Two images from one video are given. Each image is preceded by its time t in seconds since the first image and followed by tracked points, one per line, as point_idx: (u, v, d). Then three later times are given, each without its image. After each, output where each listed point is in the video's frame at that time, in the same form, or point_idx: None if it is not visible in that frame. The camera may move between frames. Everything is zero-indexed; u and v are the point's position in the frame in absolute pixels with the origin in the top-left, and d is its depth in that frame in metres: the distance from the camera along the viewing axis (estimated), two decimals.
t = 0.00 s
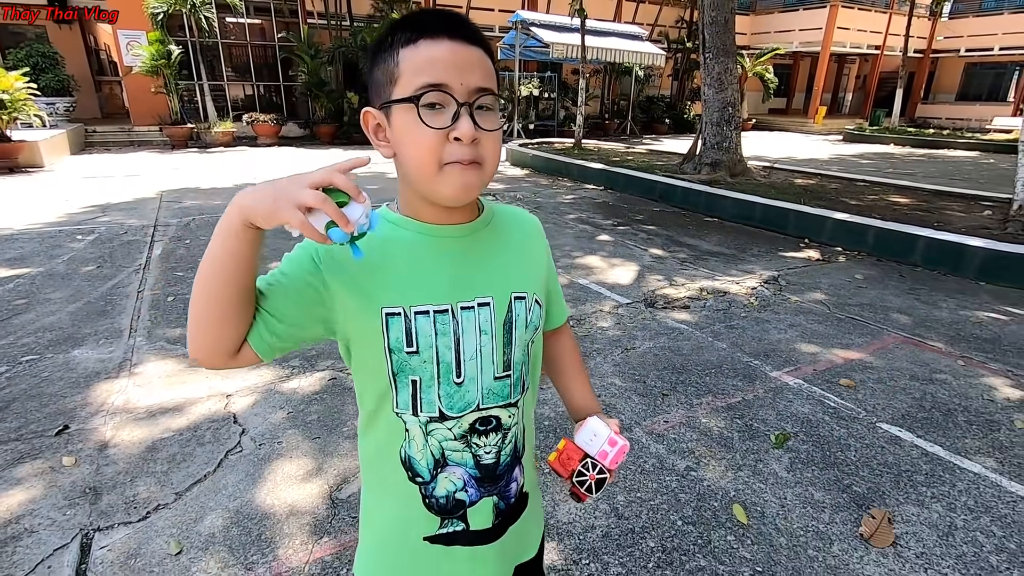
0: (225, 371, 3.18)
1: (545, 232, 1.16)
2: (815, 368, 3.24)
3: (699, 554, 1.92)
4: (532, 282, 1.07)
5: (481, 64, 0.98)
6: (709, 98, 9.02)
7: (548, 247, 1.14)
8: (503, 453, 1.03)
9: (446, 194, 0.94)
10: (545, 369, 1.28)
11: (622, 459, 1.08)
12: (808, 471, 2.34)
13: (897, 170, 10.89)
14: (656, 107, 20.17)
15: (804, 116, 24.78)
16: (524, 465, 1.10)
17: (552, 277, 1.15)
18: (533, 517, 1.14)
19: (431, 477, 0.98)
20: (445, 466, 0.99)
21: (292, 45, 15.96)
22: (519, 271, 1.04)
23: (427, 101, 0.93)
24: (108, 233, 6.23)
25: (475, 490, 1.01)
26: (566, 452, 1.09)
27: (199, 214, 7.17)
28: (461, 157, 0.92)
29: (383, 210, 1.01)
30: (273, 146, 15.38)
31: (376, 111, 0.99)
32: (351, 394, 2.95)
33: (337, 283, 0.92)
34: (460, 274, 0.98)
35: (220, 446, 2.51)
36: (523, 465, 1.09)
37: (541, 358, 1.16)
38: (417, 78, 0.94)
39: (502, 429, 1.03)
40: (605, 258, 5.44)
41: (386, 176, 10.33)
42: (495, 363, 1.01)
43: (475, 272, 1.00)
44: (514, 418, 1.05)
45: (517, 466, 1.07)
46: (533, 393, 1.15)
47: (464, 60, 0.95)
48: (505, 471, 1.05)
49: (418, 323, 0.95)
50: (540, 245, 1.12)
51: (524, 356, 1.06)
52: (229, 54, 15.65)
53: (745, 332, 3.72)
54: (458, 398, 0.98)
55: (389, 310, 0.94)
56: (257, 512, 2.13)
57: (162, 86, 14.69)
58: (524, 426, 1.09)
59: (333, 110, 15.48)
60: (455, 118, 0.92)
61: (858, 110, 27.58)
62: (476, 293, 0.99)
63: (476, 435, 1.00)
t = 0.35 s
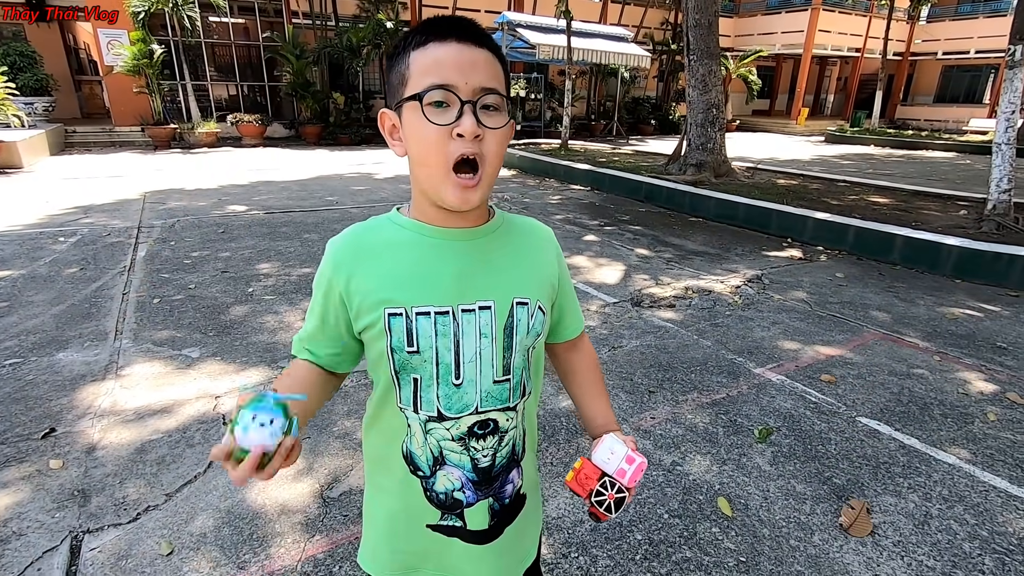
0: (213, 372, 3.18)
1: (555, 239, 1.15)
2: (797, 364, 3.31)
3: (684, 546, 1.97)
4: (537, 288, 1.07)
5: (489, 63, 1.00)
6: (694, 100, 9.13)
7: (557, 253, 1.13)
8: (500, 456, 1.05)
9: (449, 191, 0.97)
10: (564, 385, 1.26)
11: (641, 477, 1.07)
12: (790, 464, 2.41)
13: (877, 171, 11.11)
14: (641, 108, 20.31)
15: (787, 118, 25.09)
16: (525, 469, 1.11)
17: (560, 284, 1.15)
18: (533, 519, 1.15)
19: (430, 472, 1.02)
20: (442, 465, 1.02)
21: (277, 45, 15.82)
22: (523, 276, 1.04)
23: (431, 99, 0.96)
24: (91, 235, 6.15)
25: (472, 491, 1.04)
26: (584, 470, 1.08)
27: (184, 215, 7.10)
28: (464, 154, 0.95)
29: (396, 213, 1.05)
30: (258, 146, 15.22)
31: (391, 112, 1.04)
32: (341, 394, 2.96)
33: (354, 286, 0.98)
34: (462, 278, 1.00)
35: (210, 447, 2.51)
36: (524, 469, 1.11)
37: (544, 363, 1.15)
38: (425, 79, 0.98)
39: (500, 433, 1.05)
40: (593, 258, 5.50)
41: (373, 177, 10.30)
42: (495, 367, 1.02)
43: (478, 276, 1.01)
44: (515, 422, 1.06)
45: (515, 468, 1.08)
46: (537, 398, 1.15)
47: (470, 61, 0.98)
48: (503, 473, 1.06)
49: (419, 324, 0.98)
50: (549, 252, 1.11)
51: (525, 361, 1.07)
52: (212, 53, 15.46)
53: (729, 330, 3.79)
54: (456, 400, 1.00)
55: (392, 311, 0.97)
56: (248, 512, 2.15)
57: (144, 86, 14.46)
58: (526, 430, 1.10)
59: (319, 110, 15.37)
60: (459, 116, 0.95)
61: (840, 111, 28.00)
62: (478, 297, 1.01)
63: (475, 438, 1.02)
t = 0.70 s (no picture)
0: (202, 377, 3.13)
1: (548, 249, 1.13)
2: (788, 366, 3.33)
3: (678, 550, 1.97)
4: (527, 300, 1.05)
5: (481, 70, 0.98)
6: (684, 103, 9.17)
7: (549, 265, 1.12)
8: (488, 470, 1.04)
9: (438, 201, 0.96)
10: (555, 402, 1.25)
11: (628, 493, 1.04)
12: (782, 467, 2.41)
13: (865, 174, 11.23)
14: (632, 111, 20.39)
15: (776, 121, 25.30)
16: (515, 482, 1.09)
17: (553, 296, 1.14)
18: (523, 531, 1.14)
19: (417, 485, 1.01)
20: (429, 478, 1.00)
21: (266, 45, 15.71)
22: (512, 288, 1.03)
23: (421, 106, 0.95)
24: (76, 237, 6.05)
25: (459, 505, 1.02)
26: (569, 486, 1.06)
27: (172, 217, 7.01)
28: (452, 164, 0.95)
29: (385, 222, 1.04)
30: (248, 147, 15.08)
31: (381, 117, 1.03)
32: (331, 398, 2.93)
33: (341, 295, 0.96)
34: (450, 289, 0.99)
35: (197, 453, 2.47)
36: (514, 482, 1.09)
37: (535, 375, 1.14)
38: (415, 87, 0.96)
39: (488, 447, 1.03)
40: (584, 261, 5.50)
41: (364, 179, 10.25)
42: (483, 380, 1.01)
43: (466, 288, 1.00)
44: (504, 435, 1.05)
45: (504, 482, 1.07)
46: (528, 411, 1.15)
47: (462, 68, 0.96)
48: (491, 487, 1.05)
49: (405, 335, 0.97)
50: (543, 264, 1.10)
51: (514, 374, 1.05)
52: (201, 54, 15.30)
53: (721, 332, 3.80)
54: (442, 413, 0.99)
55: (378, 322, 0.96)
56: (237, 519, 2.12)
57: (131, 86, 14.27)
58: (516, 443, 1.08)
59: (309, 112, 15.28)
60: (448, 125, 0.94)
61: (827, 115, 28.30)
62: (466, 309, 0.99)
63: (461, 452, 1.01)
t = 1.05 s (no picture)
0: (193, 379, 3.09)
1: (541, 255, 1.11)
2: (783, 369, 3.32)
3: (674, 555, 1.95)
4: (521, 307, 1.02)
5: (472, 70, 0.95)
6: (679, 104, 9.19)
7: (543, 271, 1.09)
8: (480, 480, 1.01)
9: (425, 205, 0.94)
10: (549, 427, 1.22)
11: (628, 536, 1.01)
12: (779, 470, 2.40)
13: (858, 176, 11.28)
14: (627, 112, 20.41)
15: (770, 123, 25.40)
16: (508, 493, 1.07)
17: (547, 300, 1.11)
18: (518, 542, 1.11)
19: (408, 496, 0.98)
20: (420, 489, 0.98)
21: (260, 44, 15.63)
22: (505, 295, 1.01)
23: (409, 106, 0.93)
24: (66, 236, 5.98)
25: (451, 518, 1.00)
26: (568, 538, 1.05)
27: (164, 217, 6.94)
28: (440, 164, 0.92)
29: (373, 227, 1.01)
30: (241, 147, 14.97)
31: (370, 117, 1.00)
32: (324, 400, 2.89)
33: (328, 302, 0.93)
34: (442, 295, 0.96)
35: (187, 457, 2.44)
36: (507, 493, 1.07)
37: (528, 383, 1.12)
38: (403, 88, 0.94)
39: (480, 456, 1.01)
40: (579, 262, 5.48)
41: (358, 179, 10.20)
42: (475, 389, 0.99)
43: (457, 295, 0.97)
44: (496, 444, 1.03)
45: (498, 492, 1.05)
46: (522, 424, 1.12)
47: (451, 68, 0.93)
48: (484, 497, 1.03)
49: (394, 343, 0.94)
50: (536, 269, 1.08)
51: (506, 381, 1.03)
52: (194, 52, 15.19)
53: (716, 334, 3.78)
54: (433, 423, 0.97)
55: (367, 331, 0.93)
56: (227, 524, 2.09)
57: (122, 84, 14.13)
58: (509, 453, 1.06)
59: (303, 111, 15.19)
60: (437, 125, 0.92)
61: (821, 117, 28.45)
62: (457, 315, 0.97)
63: (453, 462, 0.98)
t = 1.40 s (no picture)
0: (187, 377, 3.07)
1: (539, 254, 1.09)
2: (780, 368, 3.32)
3: (670, 554, 1.94)
4: (518, 306, 1.01)
5: (473, 59, 0.95)
6: (676, 103, 9.18)
7: (540, 270, 1.08)
8: (478, 482, 1.00)
9: (425, 194, 0.92)
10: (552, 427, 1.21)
11: (629, 542, 1.00)
12: (775, 470, 2.40)
13: (854, 176, 11.32)
14: (624, 111, 20.42)
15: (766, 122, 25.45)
16: (506, 495, 1.06)
17: (544, 299, 1.10)
18: (517, 543, 1.11)
19: (404, 500, 0.97)
20: (417, 492, 0.96)
21: (256, 41, 15.54)
22: (503, 293, 1.00)
23: (409, 95, 0.91)
24: (60, 233, 5.93)
25: (448, 521, 0.99)
26: (571, 542, 1.04)
27: (158, 214, 6.89)
28: (443, 152, 0.90)
29: (372, 223, 1.00)
30: (237, 144, 14.89)
31: (368, 110, 0.98)
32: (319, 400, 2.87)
33: (324, 297, 0.92)
34: (440, 293, 0.95)
35: (181, 456, 2.41)
36: (505, 495, 1.06)
37: (527, 384, 1.11)
38: (403, 76, 0.92)
39: (478, 457, 1.00)
40: (576, 260, 5.48)
41: (354, 177, 10.17)
42: (473, 389, 0.97)
43: (455, 293, 0.96)
44: (494, 445, 1.01)
45: (496, 494, 1.04)
46: (522, 425, 1.11)
47: (452, 56, 0.92)
48: (482, 500, 1.01)
49: (390, 342, 0.93)
50: (535, 267, 1.06)
51: (504, 381, 1.02)
52: (189, 49, 15.10)
53: (712, 333, 3.78)
54: (430, 424, 0.95)
55: (363, 329, 0.92)
56: (221, 524, 2.07)
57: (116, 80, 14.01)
58: (507, 453, 1.05)
59: (299, 109, 15.13)
60: (438, 113, 0.90)
61: (817, 117, 28.52)
62: (455, 313, 0.96)
63: (451, 463, 0.97)
